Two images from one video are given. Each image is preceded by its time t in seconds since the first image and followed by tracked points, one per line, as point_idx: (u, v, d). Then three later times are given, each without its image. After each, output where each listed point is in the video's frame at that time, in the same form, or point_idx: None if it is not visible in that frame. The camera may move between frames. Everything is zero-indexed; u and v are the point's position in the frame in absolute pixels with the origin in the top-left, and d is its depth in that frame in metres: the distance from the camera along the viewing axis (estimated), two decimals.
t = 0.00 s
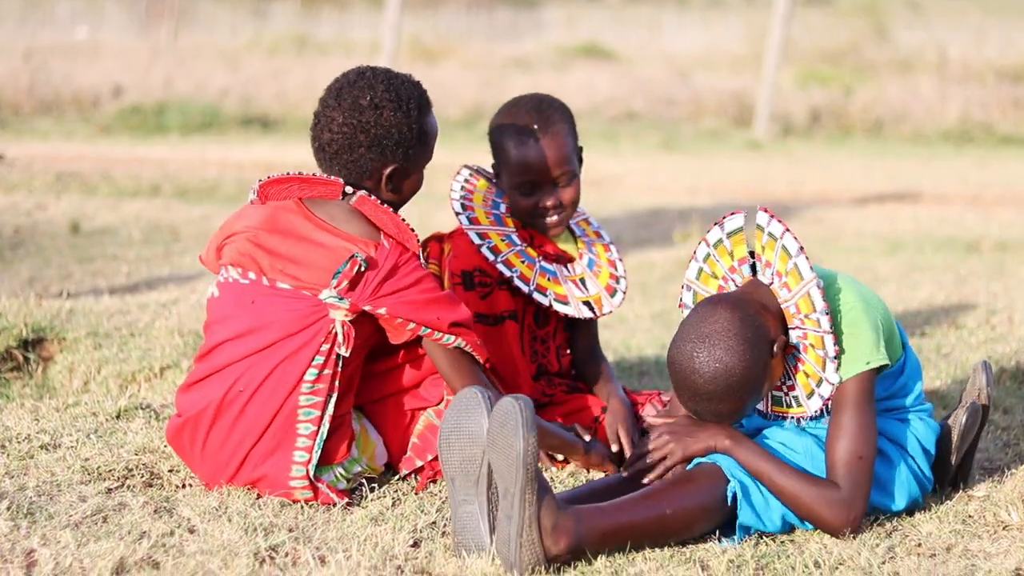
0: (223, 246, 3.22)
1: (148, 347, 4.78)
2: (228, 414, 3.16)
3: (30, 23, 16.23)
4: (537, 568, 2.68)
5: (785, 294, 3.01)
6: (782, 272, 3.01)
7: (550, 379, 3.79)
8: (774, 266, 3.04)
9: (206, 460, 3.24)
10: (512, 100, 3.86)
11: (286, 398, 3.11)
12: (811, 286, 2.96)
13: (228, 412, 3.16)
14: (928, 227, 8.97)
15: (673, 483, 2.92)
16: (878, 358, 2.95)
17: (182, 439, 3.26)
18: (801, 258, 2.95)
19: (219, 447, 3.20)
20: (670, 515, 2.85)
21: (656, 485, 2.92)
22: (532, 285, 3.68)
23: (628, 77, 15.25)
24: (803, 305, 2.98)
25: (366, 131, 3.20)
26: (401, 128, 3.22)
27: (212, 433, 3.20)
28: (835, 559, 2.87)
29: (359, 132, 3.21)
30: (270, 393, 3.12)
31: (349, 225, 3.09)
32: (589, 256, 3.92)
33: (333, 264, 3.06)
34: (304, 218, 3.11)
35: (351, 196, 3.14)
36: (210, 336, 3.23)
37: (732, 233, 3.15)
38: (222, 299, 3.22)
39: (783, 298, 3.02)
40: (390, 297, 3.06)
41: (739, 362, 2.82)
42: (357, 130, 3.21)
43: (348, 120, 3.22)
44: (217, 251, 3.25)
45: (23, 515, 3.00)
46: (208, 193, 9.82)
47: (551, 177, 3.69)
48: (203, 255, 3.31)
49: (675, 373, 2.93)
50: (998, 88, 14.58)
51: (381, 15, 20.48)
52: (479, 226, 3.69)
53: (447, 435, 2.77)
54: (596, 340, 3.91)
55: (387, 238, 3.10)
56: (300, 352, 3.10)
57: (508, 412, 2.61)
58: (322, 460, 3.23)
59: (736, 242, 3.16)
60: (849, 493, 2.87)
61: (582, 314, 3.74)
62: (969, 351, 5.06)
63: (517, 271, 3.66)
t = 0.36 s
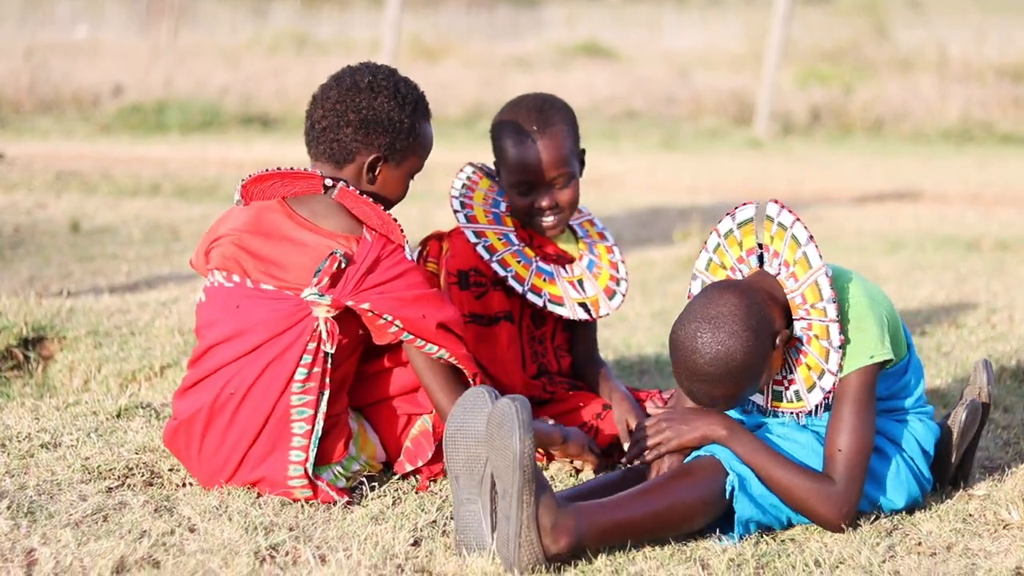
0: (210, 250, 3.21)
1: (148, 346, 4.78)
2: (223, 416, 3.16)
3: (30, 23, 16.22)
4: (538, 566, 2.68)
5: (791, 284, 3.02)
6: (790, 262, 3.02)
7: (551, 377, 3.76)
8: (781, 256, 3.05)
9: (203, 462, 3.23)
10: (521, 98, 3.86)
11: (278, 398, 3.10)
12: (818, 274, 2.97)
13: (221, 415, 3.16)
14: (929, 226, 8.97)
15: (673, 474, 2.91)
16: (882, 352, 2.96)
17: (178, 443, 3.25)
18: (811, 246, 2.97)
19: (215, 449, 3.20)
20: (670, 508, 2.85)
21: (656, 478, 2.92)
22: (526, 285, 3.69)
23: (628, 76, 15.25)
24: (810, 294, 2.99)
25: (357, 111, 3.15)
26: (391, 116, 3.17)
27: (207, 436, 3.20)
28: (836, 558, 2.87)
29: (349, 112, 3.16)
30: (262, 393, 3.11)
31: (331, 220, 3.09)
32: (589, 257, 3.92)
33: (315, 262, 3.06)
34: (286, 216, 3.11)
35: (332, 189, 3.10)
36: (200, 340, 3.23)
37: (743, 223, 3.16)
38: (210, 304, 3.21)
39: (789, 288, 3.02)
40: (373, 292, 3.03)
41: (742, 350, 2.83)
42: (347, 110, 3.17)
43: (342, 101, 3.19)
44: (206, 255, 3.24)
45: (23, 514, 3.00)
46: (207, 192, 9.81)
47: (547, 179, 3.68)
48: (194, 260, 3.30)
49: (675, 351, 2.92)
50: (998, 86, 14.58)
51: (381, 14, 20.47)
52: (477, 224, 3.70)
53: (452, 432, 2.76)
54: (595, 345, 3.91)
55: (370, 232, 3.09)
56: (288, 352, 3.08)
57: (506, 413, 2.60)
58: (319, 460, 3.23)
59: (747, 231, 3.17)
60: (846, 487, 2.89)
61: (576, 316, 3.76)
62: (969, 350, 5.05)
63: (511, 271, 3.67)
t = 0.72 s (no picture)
0: (204, 250, 3.20)
1: (149, 346, 4.78)
2: (220, 414, 3.16)
3: (30, 23, 16.23)
4: (541, 566, 2.68)
5: (812, 263, 3.03)
6: (813, 241, 3.04)
7: (550, 377, 3.77)
8: (804, 235, 3.06)
9: (201, 461, 3.23)
10: (529, 96, 3.85)
11: (273, 395, 3.10)
12: (842, 252, 2.97)
13: (217, 414, 3.16)
14: (929, 225, 8.96)
15: (679, 495, 2.92)
16: (900, 335, 2.95)
17: (178, 441, 3.25)
18: (838, 225, 2.98)
19: (213, 447, 3.20)
20: (674, 525, 2.84)
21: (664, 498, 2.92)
22: (527, 286, 3.69)
23: (628, 76, 15.25)
24: (829, 273, 2.99)
25: (345, 109, 3.14)
26: (378, 113, 3.15)
27: (205, 434, 3.19)
28: (836, 557, 2.87)
29: (338, 109, 3.15)
30: (257, 391, 3.11)
31: (323, 218, 3.08)
32: (589, 257, 3.92)
33: (306, 260, 3.06)
34: (279, 215, 3.10)
35: (323, 186, 3.13)
36: (196, 340, 3.23)
37: (768, 202, 3.18)
38: (204, 304, 3.20)
39: (807, 265, 3.04)
40: (362, 290, 3.01)
41: (749, 314, 2.81)
42: (336, 107, 3.15)
43: (330, 98, 3.17)
44: (202, 256, 3.23)
45: (23, 514, 2.99)
46: (207, 192, 9.81)
47: (551, 177, 3.67)
48: (189, 262, 3.29)
49: (686, 293, 2.89)
50: (999, 87, 14.57)
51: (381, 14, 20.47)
52: (478, 224, 3.71)
53: (459, 431, 2.75)
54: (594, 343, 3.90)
55: (362, 232, 3.08)
56: (280, 349, 3.08)
57: (520, 410, 2.62)
58: (318, 458, 3.24)
59: (771, 210, 3.18)
60: (860, 471, 2.90)
61: (577, 317, 3.76)
62: (969, 349, 5.05)
63: (512, 272, 3.67)
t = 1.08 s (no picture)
0: (203, 251, 3.20)
1: (149, 347, 4.78)
2: (219, 416, 3.16)
3: (30, 23, 16.24)
4: (542, 569, 2.68)
5: (839, 241, 3.06)
6: (843, 220, 3.07)
7: (552, 377, 3.77)
8: (833, 216, 3.10)
9: (201, 462, 3.23)
10: (530, 99, 3.81)
11: (273, 397, 3.10)
12: (873, 231, 3.02)
13: (217, 416, 3.16)
14: (929, 225, 8.97)
15: (683, 497, 2.90)
16: (913, 317, 2.97)
17: (178, 442, 3.24)
18: (873, 206, 3.03)
19: (213, 449, 3.19)
20: (676, 530, 2.84)
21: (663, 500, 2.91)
22: (535, 293, 3.69)
23: (629, 76, 15.26)
24: (857, 252, 3.03)
25: (344, 110, 3.14)
26: (376, 114, 3.15)
27: (204, 435, 3.19)
28: (836, 558, 2.87)
29: (336, 111, 3.15)
30: (256, 393, 3.11)
31: (323, 218, 3.08)
32: (590, 258, 3.91)
33: (306, 261, 3.06)
34: (277, 216, 3.10)
35: (323, 188, 3.12)
36: (195, 341, 3.23)
37: (799, 183, 3.20)
38: (203, 305, 3.20)
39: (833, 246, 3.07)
40: (361, 292, 3.01)
41: (773, 262, 2.83)
42: (334, 109, 3.15)
43: (328, 100, 3.17)
44: (201, 257, 3.23)
45: (24, 515, 3.00)
46: (208, 193, 9.81)
47: (557, 181, 3.65)
48: (188, 263, 3.29)
49: (724, 221, 2.90)
50: (999, 86, 14.60)
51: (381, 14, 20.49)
52: (484, 230, 3.71)
53: (459, 431, 2.74)
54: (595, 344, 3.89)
55: (362, 233, 3.08)
56: (279, 350, 3.08)
57: (534, 411, 2.62)
58: (318, 459, 3.24)
59: (800, 191, 3.19)
60: (856, 447, 2.89)
61: (584, 321, 3.75)
62: (970, 350, 5.05)
63: (520, 278, 3.68)
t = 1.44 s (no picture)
0: (204, 253, 3.20)
1: (149, 348, 4.78)
2: (221, 418, 3.16)
3: (30, 24, 16.27)
4: (541, 571, 2.68)
5: (857, 229, 3.08)
6: (862, 208, 3.10)
7: (554, 381, 3.79)
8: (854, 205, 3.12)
9: (202, 463, 3.23)
10: (530, 103, 3.80)
11: (276, 399, 3.11)
12: (891, 219, 3.05)
13: (219, 419, 3.16)
14: (930, 226, 8.98)
15: (684, 499, 2.90)
16: (922, 304, 2.98)
17: (179, 443, 3.24)
18: (892, 195, 3.07)
19: (215, 450, 3.20)
20: (677, 531, 2.84)
21: (665, 501, 2.90)
22: (541, 298, 3.70)
23: (629, 78, 15.28)
24: (873, 239, 3.05)
25: (344, 107, 3.14)
26: (376, 111, 3.15)
27: (206, 437, 3.19)
28: (837, 559, 2.87)
29: (336, 108, 3.15)
30: (259, 396, 3.11)
31: (323, 218, 3.07)
32: (592, 261, 3.90)
33: (309, 263, 3.06)
34: (278, 216, 3.10)
35: (323, 186, 3.11)
36: (197, 344, 3.22)
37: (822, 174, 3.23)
38: (205, 308, 3.20)
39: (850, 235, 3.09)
40: (366, 293, 3.02)
41: (796, 214, 2.86)
42: (333, 105, 3.15)
43: (327, 98, 3.17)
44: (200, 259, 3.23)
45: (24, 515, 3.00)
46: (208, 194, 9.82)
47: (567, 183, 3.64)
48: (189, 264, 3.29)
49: (767, 164, 2.95)
50: (999, 87, 14.65)
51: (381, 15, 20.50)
52: (489, 235, 3.71)
53: (460, 431, 2.75)
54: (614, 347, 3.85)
55: (363, 232, 3.07)
56: (283, 352, 3.08)
57: (536, 412, 2.61)
58: (321, 460, 3.24)
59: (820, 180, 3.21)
60: (846, 427, 2.93)
61: (588, 326, 3.74)
62: (970, 350, 5.06)
63: (526, 283, 3.69)
